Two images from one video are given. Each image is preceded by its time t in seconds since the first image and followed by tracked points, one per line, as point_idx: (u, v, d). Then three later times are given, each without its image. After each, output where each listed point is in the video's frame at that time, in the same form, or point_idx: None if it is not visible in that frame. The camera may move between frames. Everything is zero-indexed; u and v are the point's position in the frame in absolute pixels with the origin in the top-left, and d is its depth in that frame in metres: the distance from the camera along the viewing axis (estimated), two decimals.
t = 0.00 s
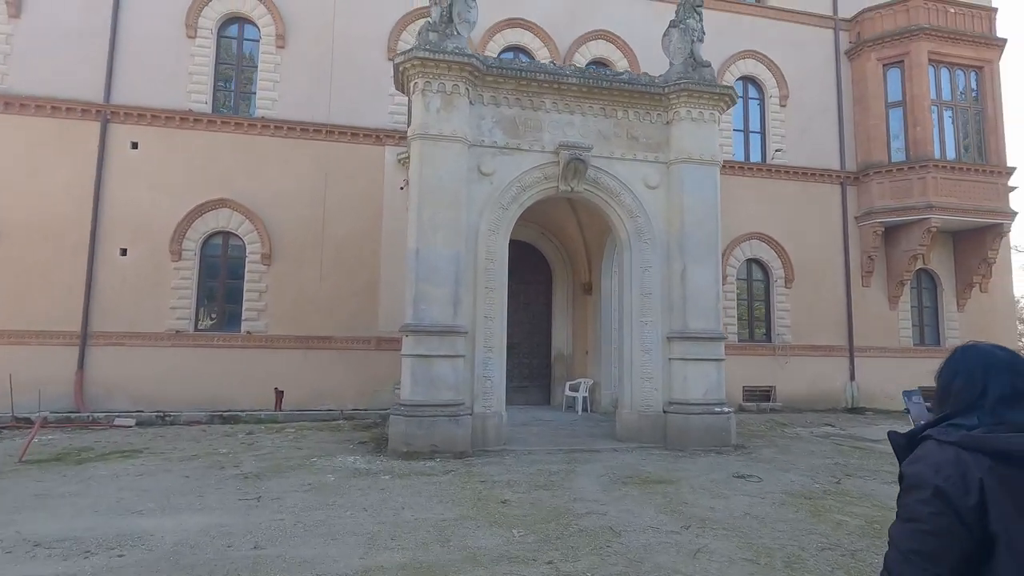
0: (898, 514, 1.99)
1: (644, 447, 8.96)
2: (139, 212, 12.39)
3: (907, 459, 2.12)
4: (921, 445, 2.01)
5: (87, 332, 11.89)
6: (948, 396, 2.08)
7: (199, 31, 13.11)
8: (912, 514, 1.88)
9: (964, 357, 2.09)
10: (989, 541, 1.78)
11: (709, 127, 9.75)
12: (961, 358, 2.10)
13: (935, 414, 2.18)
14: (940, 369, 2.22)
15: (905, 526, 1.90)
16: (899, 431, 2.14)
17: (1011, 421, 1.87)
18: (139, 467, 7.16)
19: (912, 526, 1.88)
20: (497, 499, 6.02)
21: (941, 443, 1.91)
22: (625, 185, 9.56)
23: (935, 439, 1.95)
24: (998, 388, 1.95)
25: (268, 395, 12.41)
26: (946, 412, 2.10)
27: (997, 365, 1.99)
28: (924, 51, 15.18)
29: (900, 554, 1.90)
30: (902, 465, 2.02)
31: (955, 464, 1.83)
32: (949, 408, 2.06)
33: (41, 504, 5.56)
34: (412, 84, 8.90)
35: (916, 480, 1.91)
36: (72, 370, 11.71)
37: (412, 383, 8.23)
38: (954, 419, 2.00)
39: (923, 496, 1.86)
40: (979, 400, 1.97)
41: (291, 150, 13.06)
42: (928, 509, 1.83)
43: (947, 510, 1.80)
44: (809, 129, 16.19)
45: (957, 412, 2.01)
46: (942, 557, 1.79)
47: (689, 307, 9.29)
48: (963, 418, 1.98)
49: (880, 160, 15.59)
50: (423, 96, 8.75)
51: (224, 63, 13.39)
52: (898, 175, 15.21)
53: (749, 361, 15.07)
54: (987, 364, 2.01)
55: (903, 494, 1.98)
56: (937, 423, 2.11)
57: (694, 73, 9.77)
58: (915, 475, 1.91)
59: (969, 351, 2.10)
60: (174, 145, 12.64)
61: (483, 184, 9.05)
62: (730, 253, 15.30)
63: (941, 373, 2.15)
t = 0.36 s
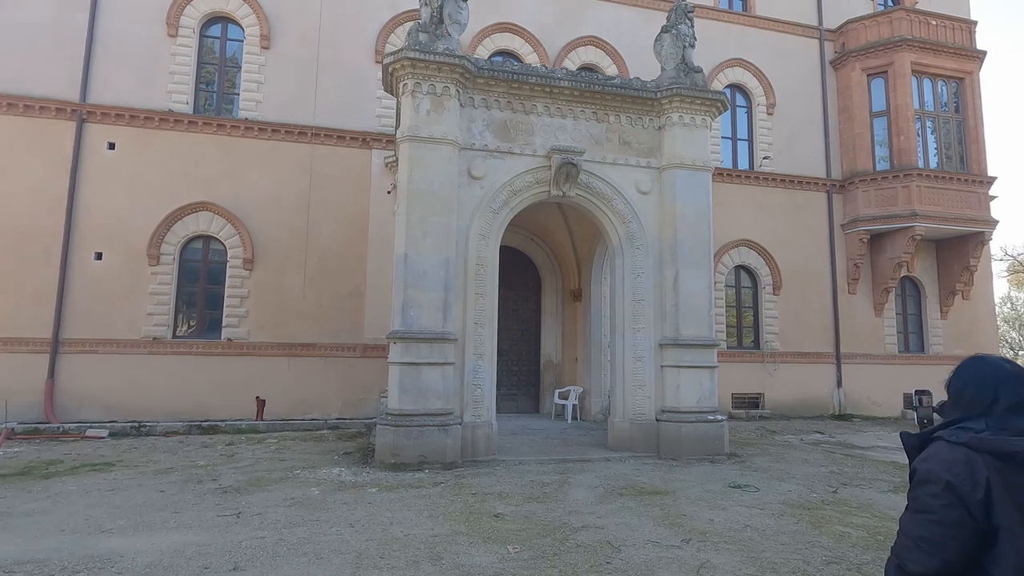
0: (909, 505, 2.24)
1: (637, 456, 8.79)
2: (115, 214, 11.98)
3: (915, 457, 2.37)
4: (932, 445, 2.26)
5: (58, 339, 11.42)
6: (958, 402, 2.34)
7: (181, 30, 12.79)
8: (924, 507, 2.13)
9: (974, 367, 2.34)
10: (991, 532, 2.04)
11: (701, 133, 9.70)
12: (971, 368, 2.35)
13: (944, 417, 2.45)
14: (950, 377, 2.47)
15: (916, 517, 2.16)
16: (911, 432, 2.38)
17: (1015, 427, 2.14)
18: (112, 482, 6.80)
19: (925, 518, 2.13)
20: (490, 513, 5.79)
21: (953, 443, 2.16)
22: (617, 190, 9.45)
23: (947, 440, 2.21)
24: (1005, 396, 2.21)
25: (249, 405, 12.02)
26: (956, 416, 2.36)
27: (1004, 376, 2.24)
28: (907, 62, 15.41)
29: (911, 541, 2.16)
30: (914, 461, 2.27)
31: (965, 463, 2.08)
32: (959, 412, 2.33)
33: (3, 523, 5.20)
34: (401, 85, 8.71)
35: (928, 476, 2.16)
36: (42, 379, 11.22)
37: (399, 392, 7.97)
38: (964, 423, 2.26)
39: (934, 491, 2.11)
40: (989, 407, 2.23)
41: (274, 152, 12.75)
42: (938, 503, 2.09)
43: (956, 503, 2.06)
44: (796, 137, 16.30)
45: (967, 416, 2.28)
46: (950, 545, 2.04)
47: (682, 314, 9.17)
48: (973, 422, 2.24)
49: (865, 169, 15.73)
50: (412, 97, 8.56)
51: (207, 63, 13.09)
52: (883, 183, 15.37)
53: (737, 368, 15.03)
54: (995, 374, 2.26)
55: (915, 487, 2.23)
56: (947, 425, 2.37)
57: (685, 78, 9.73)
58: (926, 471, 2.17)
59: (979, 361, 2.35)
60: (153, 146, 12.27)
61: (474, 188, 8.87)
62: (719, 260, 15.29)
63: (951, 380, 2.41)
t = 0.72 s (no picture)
0: (912, 482, 2.34)
1: (628, 452, 8.64)
2: (89, 204, 11.56)
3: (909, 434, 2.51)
4: (929, 422, 2.39)
5: (31, 334, 11.01)
6: (947, 382, 2.53)
7: (159, 14, 12.36)
8: (929, 481, 2.23)
9: (957, 349, 2.54)
10: (992, 502, 2.17)
11: (694, 122, 9.53)
12: (955, 351, 2.55)
13: (930, 397, 2.63)
14: (934, 359, 2.67)
15: (920, 492, 2.26)
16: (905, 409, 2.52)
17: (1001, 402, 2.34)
18: (83, 482, 6.50)
19: (929, 492, 2.22)
20: (479, 511, 5.59)
21: (950, 420, 2.30)
22: (609, 180, 9.26)
23: (942, 417, 2.35)
24: (989, 374, 2.41)
25: (231, 400, 11.71)
26: (943, 395, 2.55)
27: (987, 356, 2.45)
28: (898, 55, 15.39)
29: (917, 515, 2.25)
30: (914, 439, 2.39)
31: (966, 438, 2.21)
32: (947, 391, 2.51)
33: None
34: (387, 71, 8.43)
35: (932, 452, 2.26)
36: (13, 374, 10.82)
37: (385, 386, 7.74)
38: (954, 400, 2.44)
39: (939, 465, 2.22)
40: (976, 385, 2.43)
41: (257, 141, 12.40)
42: (943, 476, 2.20)
43: (959, 477, 2.18)
44: (787, 130, 16.21)
45: (956, 394, 2.46)
46: (957, 516, 2.15)
47: (673, 307, 9.02)
48: (962, 399, 2.43)
49: (856, 163, 15.70)
50: (398, 83, 8.29)
51: (187, 49, 12.69)
52: (873, 177, 15.35)
53: (727, 362, 14.97)
54: (978, 355, 2.47)
55: (917, 464, 2.34)
56: (936, 404, 2.53)
57: (678, 67, 9.55)
58: (928, 448, 2.29)
59: (961, 345, 2.56)
60: (129, 134, 11.85)
61: (462, 178, 8.63)
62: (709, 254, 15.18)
63: (937, 361, 2.61)
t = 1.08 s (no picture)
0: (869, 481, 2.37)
1: (621, 456, 8.41)
2: (63, 200, 11.12)
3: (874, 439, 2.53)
4: (891, 425, 2.40)
5: None
6: (914, 386, 2.49)
7: (136, 4, 11.94)
8: (878, 481, 2.26)
9: (929, 353, 2.48)
10: (939, 502, 2.17)
11: (688, 119, 9.35)
12: (926, 354, 2.49)
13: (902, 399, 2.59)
14: (907, 361, 2.61)
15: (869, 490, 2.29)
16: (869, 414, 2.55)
17: (963, 408, 2.28)
18: (46, 491, 6.14)
19: (880, 491, 2.26)
20: (466, 521, 5.33)
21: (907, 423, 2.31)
22: (601, 177, 9.04)
23: (902, 421, 2.35)
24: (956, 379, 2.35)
25: (210, 404, 11.32)
26: (913, 398, 2.50)
27: (954, 361, 2.39)
28: (888, 55, 15.38)
29: (867, 512, 2.29)
30: (873, 441, 2.41)
31: (916, 442, 2.23)
32: (915, 394, 2.47)
33: None
34: (372, 63, 8.14)
35: (884, 454, 2.30)
36: None
37: (370, 389, 7.45)
38: (919, 405, 2.40)
39: (890, 466, 2.25)
40: (939, 389, 2.38)
41: (238, 136, 12.02)
42: (891, 476, 2.23)
43: (905, 478, 2.19)
44: (778, 130, 16.12)
45: (922, 398, 2.42)
46: (900, 513, 2.18)
47: (667, 307, 8.81)
48: (926, 403, 2.39)
49: (846, 163, 15.65)
50: (384, 75, 8.00)
51: (166, 41, 12.29)
52: (863, 177, 15.31)
53: (719, 363, 14.84)
54: (945, 360, 2.41)
55: (874, 465, 2.36)
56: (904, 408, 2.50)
57: (672, 62, 9.35)
58: (878, 449, 2.32)
59: (932, 348, 2.50)
60: (105, 127, 11.42)
61: (450, 174, 8.36)
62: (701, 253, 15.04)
63: (907, 365, 2.55)
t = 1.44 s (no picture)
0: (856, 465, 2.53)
1: (606, 455, 8.28)
2: (24, 191, 10.59)
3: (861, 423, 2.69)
4: (877, 412, 2.55)
5: None
6: (898, 375, 2.64)
7: None
8: (866, 464, 2.42)
9: (914, 345, 2.63)
10: (922, 485, 2.33)
11: (673, 114, 9.26)
12: (912, 346, 2.64)
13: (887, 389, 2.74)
14: (893, 353, 2.76)
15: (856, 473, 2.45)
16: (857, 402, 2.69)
17: (946, 397, 2.44)
18: None
19: (866, 474, 2.42)
20: (448, 525, 5.13)
21: (893, 411, 2.46)
22: (586, 172, 8.90)
23: (889, 408, 2.50)
24: (940, 369, 2.50)
25: (182, 404, 10.92)
26: (898, 388, 2.65)
27: (938, 353, 2.55)
28: (868, 57, 15.56)
29: (855, 494, 2.45)
30: (861, 426, 2.57)
31: (901, 428, 2.38)
32: (900, 383, 2.62)
33: None
34: (352, 51, 7.87)
35: (872, 439, 2.45)
36: None
37: (348, 388, 7.19)
38: (904, 393, 2.56)
39: (877, 450, 2.41)
40: (925, 378, 2.53)
41: (212, 127, 11.61)
42: (877, 460, 2.39)
43: (891, 462, 2.35)
44: (761, 129, 16.17)
45: (907, 387, 2.57)
46: (886, 495, 2.34)
47: (652, 305, 8.70)
48: (911, 392, 2.54)
49: (827, 163, 15.78)
50: (364, 63, 7.74)
51: (136, 27, 11.83)
52: (843, 177, 15.45)
53: (702, 361, 14.84)
54: (929, 352, 2.57)
55: (861, 449, 2.52)
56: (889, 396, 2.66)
57: (658, 57, 9.25)
58: (865, 435, 2.48)
59: (916, 340, 2.65)
60: (70, 115, 10.92)
61: (432, 166, 8.13)
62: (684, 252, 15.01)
63: (893, 356, 2.70)
